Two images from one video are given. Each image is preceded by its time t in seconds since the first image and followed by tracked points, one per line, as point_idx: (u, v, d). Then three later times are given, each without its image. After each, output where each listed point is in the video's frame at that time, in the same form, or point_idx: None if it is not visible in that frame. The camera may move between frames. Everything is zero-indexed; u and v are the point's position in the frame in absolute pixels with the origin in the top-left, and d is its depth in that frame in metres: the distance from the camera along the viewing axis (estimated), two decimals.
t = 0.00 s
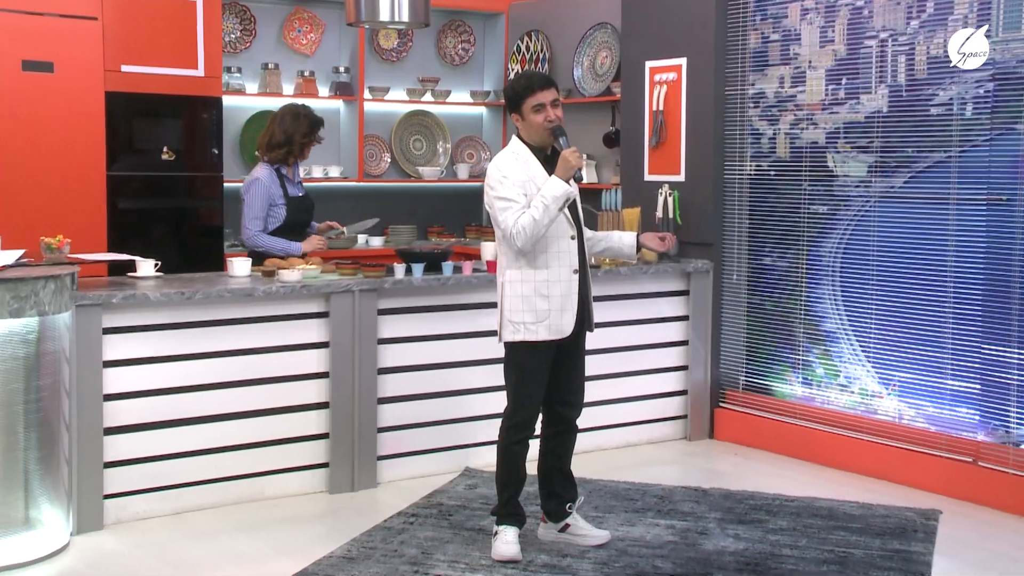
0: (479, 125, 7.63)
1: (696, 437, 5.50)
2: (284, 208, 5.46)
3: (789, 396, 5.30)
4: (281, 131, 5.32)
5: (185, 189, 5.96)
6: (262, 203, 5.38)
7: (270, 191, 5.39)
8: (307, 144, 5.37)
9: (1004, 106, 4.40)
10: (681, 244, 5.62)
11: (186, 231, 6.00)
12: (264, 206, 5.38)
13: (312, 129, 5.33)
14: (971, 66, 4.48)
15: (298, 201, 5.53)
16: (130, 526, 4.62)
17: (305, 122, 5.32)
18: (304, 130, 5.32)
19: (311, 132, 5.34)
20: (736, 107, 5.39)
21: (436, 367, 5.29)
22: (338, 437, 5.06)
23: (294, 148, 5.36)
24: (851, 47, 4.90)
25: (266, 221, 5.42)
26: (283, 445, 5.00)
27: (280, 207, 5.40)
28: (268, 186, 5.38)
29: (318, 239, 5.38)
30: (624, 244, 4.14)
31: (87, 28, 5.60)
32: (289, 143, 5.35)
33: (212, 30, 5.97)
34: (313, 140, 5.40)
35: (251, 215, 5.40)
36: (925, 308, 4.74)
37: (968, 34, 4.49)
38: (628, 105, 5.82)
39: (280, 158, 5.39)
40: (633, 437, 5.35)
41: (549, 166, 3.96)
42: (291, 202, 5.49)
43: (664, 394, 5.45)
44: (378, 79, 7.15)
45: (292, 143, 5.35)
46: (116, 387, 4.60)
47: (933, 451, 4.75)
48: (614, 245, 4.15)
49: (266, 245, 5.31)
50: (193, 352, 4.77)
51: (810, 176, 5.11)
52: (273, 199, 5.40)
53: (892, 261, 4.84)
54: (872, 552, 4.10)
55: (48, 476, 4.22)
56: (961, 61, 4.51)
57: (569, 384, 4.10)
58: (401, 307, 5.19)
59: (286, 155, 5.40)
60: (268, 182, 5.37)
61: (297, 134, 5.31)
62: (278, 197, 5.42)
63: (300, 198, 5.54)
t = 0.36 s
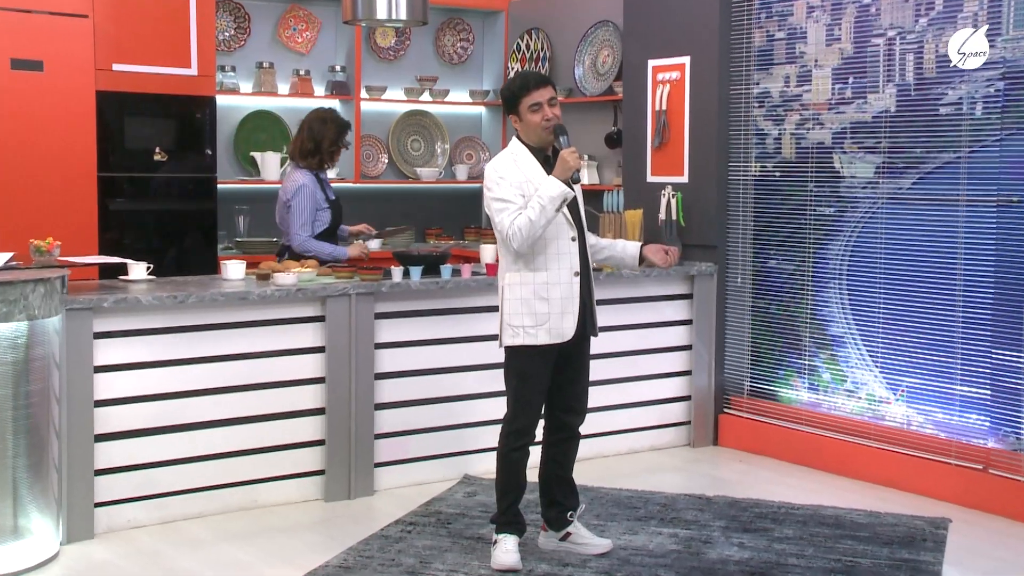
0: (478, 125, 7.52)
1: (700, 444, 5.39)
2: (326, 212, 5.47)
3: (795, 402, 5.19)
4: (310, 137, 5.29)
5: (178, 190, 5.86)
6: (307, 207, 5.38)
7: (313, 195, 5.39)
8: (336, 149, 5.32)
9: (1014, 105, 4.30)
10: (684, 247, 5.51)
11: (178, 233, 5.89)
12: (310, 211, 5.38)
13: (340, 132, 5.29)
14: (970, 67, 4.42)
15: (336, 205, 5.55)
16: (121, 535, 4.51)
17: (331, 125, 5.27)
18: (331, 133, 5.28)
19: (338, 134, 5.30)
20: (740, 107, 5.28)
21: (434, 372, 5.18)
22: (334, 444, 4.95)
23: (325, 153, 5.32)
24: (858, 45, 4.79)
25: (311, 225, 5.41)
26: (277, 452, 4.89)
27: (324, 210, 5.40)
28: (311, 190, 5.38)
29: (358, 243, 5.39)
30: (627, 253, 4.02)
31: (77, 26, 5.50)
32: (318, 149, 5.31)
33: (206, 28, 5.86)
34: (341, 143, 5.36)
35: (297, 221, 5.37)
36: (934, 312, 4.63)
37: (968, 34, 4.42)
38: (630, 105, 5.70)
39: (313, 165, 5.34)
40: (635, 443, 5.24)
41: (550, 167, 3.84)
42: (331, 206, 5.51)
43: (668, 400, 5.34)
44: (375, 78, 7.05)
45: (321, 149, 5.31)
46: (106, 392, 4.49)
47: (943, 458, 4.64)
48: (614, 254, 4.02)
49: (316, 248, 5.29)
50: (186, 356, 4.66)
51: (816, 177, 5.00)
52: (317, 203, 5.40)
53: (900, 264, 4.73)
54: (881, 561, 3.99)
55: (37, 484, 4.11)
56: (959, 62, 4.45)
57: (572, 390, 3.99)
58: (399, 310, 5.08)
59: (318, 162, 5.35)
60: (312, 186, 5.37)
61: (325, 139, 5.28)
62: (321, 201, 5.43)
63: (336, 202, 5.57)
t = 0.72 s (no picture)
0: (478, 126, 7.47)
1: (701, 448, 5.33)
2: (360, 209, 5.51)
3: (797, 406, 5.13)
4: (330, 136, 5.41)
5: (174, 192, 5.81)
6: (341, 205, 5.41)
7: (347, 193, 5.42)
8: (356, 145, 5.42)
9: (1019, 107, 4.26)
10: (685, 249, 5.45)
11: (174, 235, 5.84)
12: (344, 209, 5.41)
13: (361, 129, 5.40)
14: (971, 67, 4.39)
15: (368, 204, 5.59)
16: (117, 541, 4.46)
17: (351, 123, 5.38)
18: (352, 130, 5.38)
19: (359, 131, 5.40)
20: (742, 109, 5.23)
21: (433, 376, 5.14)
22: (333, 449, 4.90)
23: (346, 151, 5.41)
24: (861, 46, 4.75)
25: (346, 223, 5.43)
26: (275, 457, 4.84)
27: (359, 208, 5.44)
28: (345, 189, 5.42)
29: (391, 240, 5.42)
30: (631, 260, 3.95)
31: (72, 26, 5.45)
32: (339, 147, 5.41)
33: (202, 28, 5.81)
34: (363, 140, 5.45)
35: (331, 218, 5.40)
36: (937, 315, 4.59)
37: (967, 34, 4.39)
38: (630, 107, 5.66)
39: (335, 163, 5.44)
40: (636, 448, 5.19)
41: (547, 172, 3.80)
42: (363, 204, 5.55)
43: (669, 404, 5.29)
44: (373, 79, 7.00)
45: (341, 145, 5.41)
46: (103, 397, 4.45)
47: (947, 463, 4.59)
48: (617, 261, 3.96)
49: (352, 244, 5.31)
50: (183, 360, 4.62)
51: (818, 180, 4.95)
52: (350, 200, 5.44)
53: (903, 267, 4.69)
54: (884, 567, 3.95)
55: (32, 489, 4.06)
56: (960, 62, 4.42)
57: (572, 395, 3.93)
58: (397, 314, 5.03)
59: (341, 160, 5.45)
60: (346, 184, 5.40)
61: (344, 137, 5.38)
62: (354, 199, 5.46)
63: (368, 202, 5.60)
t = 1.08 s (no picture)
0: (477, 126, 7.35)
1: (706, 455, 5.20)
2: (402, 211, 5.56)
3: (804, 412, 5.01)
4: (377, 137, 5.49)
5: (166, 193, 5.68)
6: (379, 210, 5.48)
7: (385, 195, 5.49)
8: (401, 148, 5.50)
9: None
10: (690, 251, 5.31)
11: (166, 237, 5.71)
12: (382, 213, 5.48)
13: (408, 132, 5.48)
14: (972, 66, 4.31)
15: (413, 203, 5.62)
16: (107, 551, 4.34)
17: (399, 126, 5.46)
18: (399, 134, 5.45)
19: (407, 133, 5.49)
20: (748, 107, 5.10)
21: (432, 381, 5.01)
22: (328, 456, 4.78)
23: (393, 153, 5.50)
24: (870, 43, 4.63)
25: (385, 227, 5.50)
26: (269, 464, 4.71)
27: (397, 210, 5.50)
28: (381, 193, 5.48)
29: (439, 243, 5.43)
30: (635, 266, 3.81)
31: (59, 23, 5.33)
32: (384, 148, 5.50)
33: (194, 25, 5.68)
34: (408, 143, 5.52)
35: (370, 224, 5.48)
36: (948, 319, 4.47)
37: (967, 34, 4.31)
38: (632, 105, 5.50)
39: (379, 164, 5.53)
40: (640, 455, 5.06)
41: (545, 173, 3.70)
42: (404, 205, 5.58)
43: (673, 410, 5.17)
44: (369, 77, 6.88)
45: (386, 148, 5.49)
46: (92, 403, 4.32)
47: (958, 470, 4.47)
48: (622, 267, 3.86)
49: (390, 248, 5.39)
50: (174, 365, 4.49)
51: (826, 180, 4.83)
52: (389, 203, 5.50)
53: (913, 269, 4.56)
54: None
55: (19, 498, 3.93)
56: (960, 61, 4.34)
57: (571, 402, 3.79)
58: (395, 318, 4.91)
59: (386, 162, 5.54)
60: (380, 188, 5.47)
61: (391, 138, 5.46)
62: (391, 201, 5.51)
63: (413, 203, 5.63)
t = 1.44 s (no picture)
0: (475, 126, 7.22)
1: (711, 464, 5.06)
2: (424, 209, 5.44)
3: (812, 420, 4.87)
4: (413, 133, 5.35)
5: (156, 195, 5.56)
6: (399, 208, 5.39)
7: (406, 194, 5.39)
8: (437, 146, 5.36)
9: None
10: (694, 255, 5.16)
11: (158, 241, 5.59)
12: (401, 212, 5.39)
13: (445, 128, 5.33)
14: (971, 67, 4.23)
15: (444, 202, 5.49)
16: (95, 563, 4.20)
17: (434, 122, 5.31)
18: (434, 131, 5.31)
19: (444, 130, 5.33)
20: (754, 107, 4.97)
21: (430, 388, 4.88)
22: (323, 465, 4.65)
23: (428, 150, 5.37)
24: (879, 42, 4.51)
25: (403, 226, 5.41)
26: (263, 473, 4.58)
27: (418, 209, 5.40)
28: (402, 191, 5.39)
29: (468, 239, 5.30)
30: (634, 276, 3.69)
31: (47, 21, 5.20)
32: (419, 146, 5.38)
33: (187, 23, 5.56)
34: (445, 140, 5.37)
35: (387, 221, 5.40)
36: (960, 325, 4.34)
37: (967, 34, 4.23)
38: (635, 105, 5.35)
39: (414, 161, 5.43)
40: (644, 464, 4.93)
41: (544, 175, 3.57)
42: (428, 204, 5.46)
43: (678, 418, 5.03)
44: (366, 76, 6.74)
45: (422, 146, 5.37)
46: (80, 410, 4.19)
47: (971, 480, 4.34)
48: (622, 275, 3.74)
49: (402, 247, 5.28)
50: (165, 371, 4.37)
51: (834, 182, 4.70)
52: (410, 201, 5.40)
53: (924, 273, 4.43)
54: None
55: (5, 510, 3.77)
56: (960, 62, 4.26)
57: (571, 410, 3.66)
58: (392, 323, 4.78)
59: (423, 159, 5.43)
60: (402, 186, 5.38)
61: (426, 135, 5.32)
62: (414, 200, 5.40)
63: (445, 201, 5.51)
